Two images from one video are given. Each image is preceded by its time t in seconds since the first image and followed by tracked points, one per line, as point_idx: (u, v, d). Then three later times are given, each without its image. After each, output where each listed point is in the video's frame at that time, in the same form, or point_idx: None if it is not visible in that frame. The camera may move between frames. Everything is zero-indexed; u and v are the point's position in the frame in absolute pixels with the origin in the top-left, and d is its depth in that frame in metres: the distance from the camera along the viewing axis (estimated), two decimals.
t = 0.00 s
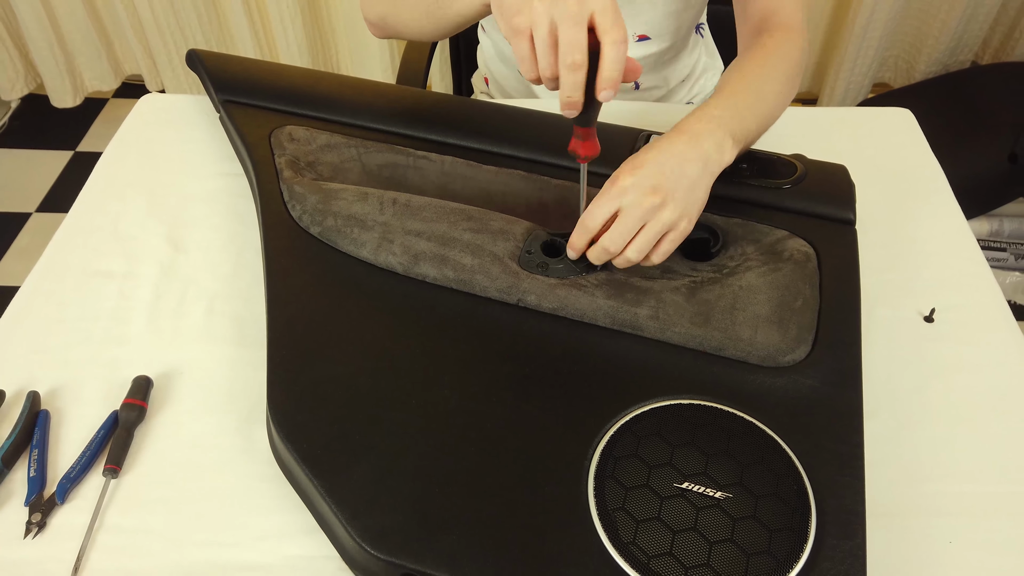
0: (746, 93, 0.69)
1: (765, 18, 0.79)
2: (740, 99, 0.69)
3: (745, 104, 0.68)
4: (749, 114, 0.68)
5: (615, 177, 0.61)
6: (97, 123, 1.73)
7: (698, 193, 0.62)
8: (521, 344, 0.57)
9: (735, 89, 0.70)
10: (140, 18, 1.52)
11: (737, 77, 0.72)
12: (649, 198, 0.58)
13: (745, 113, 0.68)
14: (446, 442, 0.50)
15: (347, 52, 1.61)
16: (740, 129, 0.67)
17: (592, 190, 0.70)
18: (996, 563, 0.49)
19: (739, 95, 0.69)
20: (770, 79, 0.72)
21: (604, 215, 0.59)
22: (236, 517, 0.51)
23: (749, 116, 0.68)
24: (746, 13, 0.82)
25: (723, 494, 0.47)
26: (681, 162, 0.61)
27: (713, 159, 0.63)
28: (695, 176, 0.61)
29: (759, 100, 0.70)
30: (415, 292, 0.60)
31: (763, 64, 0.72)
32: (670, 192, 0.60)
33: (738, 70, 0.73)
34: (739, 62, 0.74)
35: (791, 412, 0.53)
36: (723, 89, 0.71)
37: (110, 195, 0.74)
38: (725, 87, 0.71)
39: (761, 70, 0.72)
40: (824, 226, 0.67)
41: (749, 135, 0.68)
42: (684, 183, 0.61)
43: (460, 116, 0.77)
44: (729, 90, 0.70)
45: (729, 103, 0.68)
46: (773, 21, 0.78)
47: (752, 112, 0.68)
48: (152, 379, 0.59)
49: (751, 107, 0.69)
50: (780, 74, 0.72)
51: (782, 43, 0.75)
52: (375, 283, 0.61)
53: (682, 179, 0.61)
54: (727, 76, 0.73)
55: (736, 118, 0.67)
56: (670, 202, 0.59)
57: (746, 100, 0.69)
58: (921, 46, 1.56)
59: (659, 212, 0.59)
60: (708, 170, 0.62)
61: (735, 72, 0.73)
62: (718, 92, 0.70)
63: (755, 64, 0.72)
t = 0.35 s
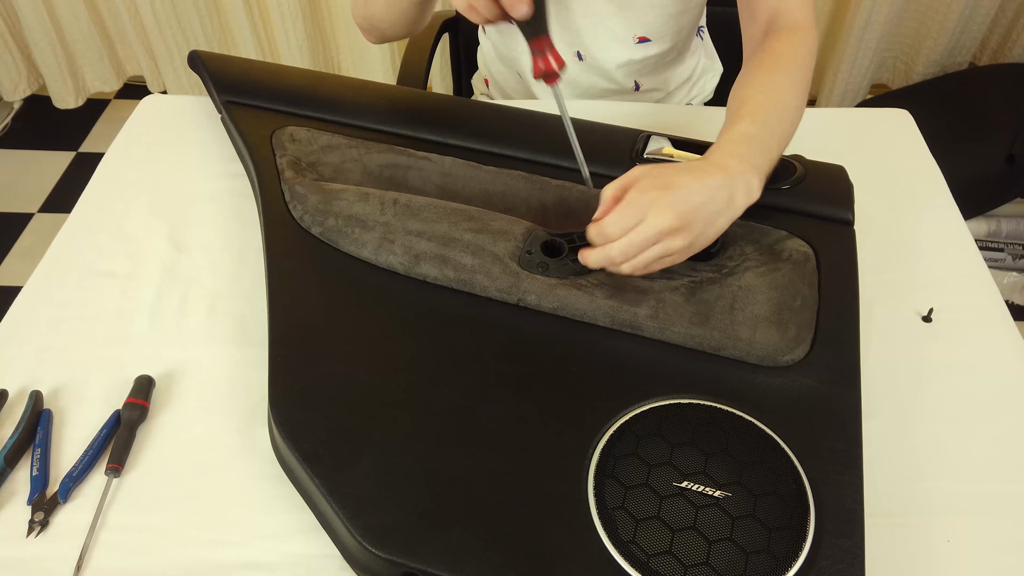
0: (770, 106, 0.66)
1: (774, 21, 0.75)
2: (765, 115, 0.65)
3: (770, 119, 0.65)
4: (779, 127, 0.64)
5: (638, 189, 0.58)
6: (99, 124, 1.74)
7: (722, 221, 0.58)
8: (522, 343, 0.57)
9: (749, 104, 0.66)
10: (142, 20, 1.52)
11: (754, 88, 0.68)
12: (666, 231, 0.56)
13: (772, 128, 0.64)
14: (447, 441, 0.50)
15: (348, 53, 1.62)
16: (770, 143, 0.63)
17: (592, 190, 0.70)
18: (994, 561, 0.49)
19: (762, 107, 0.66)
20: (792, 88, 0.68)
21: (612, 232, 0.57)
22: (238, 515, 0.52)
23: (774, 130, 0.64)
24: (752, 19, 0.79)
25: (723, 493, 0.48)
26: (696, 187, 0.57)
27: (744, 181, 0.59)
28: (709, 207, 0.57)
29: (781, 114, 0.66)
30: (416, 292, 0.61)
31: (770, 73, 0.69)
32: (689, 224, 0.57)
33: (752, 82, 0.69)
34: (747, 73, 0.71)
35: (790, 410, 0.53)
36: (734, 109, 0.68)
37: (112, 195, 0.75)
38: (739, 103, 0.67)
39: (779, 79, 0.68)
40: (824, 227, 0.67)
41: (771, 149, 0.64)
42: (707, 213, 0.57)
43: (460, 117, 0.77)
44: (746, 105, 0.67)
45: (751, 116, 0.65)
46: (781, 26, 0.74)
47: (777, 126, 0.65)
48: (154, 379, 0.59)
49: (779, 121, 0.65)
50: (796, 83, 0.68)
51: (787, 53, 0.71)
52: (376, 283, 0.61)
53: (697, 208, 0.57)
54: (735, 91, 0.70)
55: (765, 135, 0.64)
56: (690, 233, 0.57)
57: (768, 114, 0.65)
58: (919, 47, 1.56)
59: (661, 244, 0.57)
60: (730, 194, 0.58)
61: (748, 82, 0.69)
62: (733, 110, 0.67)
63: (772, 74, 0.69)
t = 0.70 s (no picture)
0: (876, 78, 0.77)
1: (827, 18, 0.86)
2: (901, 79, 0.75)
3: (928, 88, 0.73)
4: (894, 84, 0.75)
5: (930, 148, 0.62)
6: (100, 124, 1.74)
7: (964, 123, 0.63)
8: (522, 344, 0.57)
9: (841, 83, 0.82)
10: (142, 21, 1.52)
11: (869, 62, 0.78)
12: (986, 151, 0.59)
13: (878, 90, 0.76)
14: (447, 441, 0.50)
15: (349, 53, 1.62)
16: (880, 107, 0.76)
17: (592, 191, 0.70)
18: (993, 560, 0.49)
19: (896, 72, 0.76)
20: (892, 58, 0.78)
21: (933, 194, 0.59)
22: (238, 515, 0.52)
23: (873, 95, 0.77)
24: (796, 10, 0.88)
25: (722, 493, 0.48)
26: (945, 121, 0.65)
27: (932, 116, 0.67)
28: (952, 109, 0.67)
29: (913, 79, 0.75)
30: (415, 292, 0.61)
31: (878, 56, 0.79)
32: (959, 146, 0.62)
33: (847, 53, 0.81)
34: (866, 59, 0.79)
35: (790, 410, 0.53)
36: (838, 89, 0.81)
37: (113, 196, 0.75)
38: (847, 77, 0.80)
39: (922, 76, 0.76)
40: (823, 227, 0.67)
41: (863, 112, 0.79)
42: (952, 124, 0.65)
43: (460, 117, 0.77)
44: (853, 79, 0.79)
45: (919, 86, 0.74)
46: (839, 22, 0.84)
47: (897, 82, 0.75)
48: (154, 379, 0.59)
49: (883, 82, 0.76)
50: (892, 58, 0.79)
51: (851, 36, 0.82)
52: (376, 283, 0.61)
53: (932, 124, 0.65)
54: (854, 63, 0.79)
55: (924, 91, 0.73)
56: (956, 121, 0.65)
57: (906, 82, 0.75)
58: (919, 47, 1.56)
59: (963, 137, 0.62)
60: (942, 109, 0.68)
61: (847, 55, 0.81)
62: (873, 80, 0.77)
63: (883, 50, 0.79)
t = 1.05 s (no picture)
0: (894, 111, 0.77)
1: (847, 27, 0.84)
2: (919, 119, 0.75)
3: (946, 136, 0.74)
4: (913, 122, 0.75)
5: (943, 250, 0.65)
6: (103, 125, 1.74)
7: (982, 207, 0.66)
8: (521, 343, 0.57)
9: (861, 107, 0.81)
10: (145, 23, 1.53)
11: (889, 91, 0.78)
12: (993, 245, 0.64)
13: (898, 125, 0.76)
14: (448, 440, 0.51)
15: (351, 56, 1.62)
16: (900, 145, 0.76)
17: (591, 191, 0.71)
18: (988, 558, 0.49)
19: (907, 108, 0.77)
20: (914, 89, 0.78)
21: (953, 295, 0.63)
22: (240, 513, 0.52)
23: (893, 131, 0.77)
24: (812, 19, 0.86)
25: (721, 492, 0.48)
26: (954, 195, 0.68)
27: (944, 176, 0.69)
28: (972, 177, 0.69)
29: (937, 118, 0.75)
30: (416, 292, 0.61)
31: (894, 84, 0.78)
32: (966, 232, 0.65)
33: (864, 79, 0.81)
34: (877, 78, 0.79)
35: (787, 409, 0.53)
36: (859, 112, 0.81)
37: (115, 196, 0.75)
38: (870, 105, 0.80)
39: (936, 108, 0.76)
40: (822, 228, 0.67)
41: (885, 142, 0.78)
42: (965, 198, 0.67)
43: (460, 118, 0.77)
44: (874, 109, 0.79)
45: (931, 123, 0.75)
46: (858, 36, 0.83)
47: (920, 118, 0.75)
48: (156, 378, 0.60)
49: (903, 117, 0.76)
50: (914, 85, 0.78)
51: (876, 57, 0.81)
52: (377, 283, 0.62)
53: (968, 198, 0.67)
54: (872, 92, 0.80)
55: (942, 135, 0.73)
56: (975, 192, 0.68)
57: (921, 121, 0.75)
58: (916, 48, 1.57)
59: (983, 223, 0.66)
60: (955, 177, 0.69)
61: (865, 81, 0.80)
62: (891, 114, 0.77)
63: (905, 76, 0.79)
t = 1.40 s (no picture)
0: (877, 82, 0.72)
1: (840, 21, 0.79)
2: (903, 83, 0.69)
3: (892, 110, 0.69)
4: (893, 86, 0.69)
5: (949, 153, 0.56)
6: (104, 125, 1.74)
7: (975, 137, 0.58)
8: (521, 343, 0.57)
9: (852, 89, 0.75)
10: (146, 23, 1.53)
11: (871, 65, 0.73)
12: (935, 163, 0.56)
13: (883, 91, 0.70)
14: (448, 439, 0.51)
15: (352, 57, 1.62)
16: (887, 108, 0.70)
17: (591, 192, 0.71)
18: (988, 557, 0.49)
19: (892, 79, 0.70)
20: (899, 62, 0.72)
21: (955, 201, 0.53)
22: (241, 513, 0.52)
23: (881, 98, 0.71)
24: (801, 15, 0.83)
25: (721, 491, 0.48)
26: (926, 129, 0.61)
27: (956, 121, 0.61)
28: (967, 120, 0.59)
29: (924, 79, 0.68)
30: (416, 292, 0.61)
31: (863, 64, 0.73)
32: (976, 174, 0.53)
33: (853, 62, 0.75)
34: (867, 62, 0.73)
35: (787, 409, 0.54)
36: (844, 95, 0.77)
37: (116, 197, 0.75)
38: (858, 82, 0.74)
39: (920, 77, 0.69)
40: (821, 228, 0.67)
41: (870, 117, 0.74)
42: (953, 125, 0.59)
43: (460, 118, 0.78)
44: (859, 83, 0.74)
45: (910, 90, 0.67)
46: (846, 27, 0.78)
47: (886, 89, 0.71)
48: (157, 377, 0.60)
49: (885, 85, 0.71)
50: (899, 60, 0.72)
51: (860, 39, 0.76)
52: (377, 282, 0.62)
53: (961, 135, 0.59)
54: (860, 71, 0.74)
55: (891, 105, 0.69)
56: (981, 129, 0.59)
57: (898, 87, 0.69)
58: (916, 49, 1.57)
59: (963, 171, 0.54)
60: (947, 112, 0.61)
61: (852, 66, 0.75)
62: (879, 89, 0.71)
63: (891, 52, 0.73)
